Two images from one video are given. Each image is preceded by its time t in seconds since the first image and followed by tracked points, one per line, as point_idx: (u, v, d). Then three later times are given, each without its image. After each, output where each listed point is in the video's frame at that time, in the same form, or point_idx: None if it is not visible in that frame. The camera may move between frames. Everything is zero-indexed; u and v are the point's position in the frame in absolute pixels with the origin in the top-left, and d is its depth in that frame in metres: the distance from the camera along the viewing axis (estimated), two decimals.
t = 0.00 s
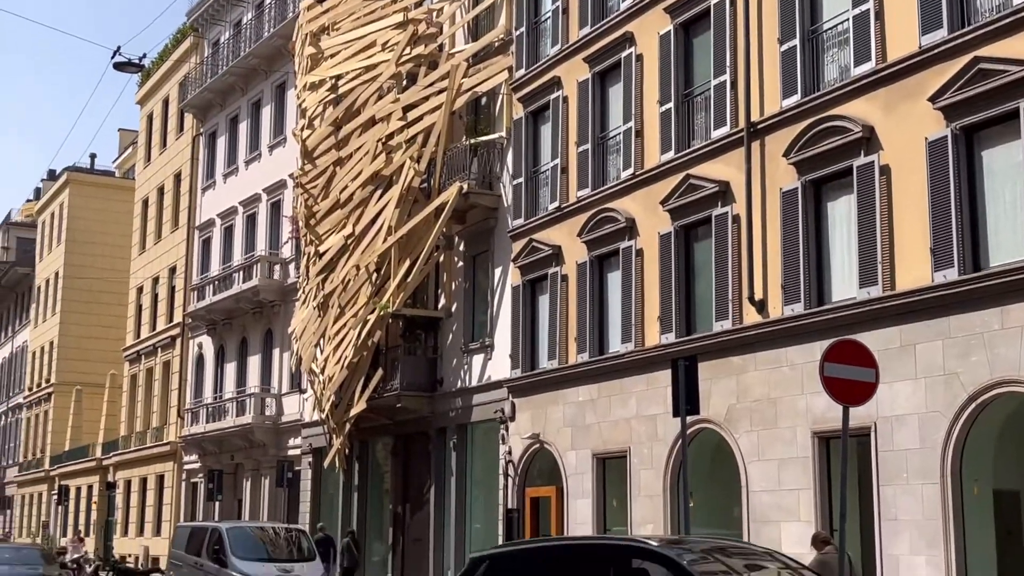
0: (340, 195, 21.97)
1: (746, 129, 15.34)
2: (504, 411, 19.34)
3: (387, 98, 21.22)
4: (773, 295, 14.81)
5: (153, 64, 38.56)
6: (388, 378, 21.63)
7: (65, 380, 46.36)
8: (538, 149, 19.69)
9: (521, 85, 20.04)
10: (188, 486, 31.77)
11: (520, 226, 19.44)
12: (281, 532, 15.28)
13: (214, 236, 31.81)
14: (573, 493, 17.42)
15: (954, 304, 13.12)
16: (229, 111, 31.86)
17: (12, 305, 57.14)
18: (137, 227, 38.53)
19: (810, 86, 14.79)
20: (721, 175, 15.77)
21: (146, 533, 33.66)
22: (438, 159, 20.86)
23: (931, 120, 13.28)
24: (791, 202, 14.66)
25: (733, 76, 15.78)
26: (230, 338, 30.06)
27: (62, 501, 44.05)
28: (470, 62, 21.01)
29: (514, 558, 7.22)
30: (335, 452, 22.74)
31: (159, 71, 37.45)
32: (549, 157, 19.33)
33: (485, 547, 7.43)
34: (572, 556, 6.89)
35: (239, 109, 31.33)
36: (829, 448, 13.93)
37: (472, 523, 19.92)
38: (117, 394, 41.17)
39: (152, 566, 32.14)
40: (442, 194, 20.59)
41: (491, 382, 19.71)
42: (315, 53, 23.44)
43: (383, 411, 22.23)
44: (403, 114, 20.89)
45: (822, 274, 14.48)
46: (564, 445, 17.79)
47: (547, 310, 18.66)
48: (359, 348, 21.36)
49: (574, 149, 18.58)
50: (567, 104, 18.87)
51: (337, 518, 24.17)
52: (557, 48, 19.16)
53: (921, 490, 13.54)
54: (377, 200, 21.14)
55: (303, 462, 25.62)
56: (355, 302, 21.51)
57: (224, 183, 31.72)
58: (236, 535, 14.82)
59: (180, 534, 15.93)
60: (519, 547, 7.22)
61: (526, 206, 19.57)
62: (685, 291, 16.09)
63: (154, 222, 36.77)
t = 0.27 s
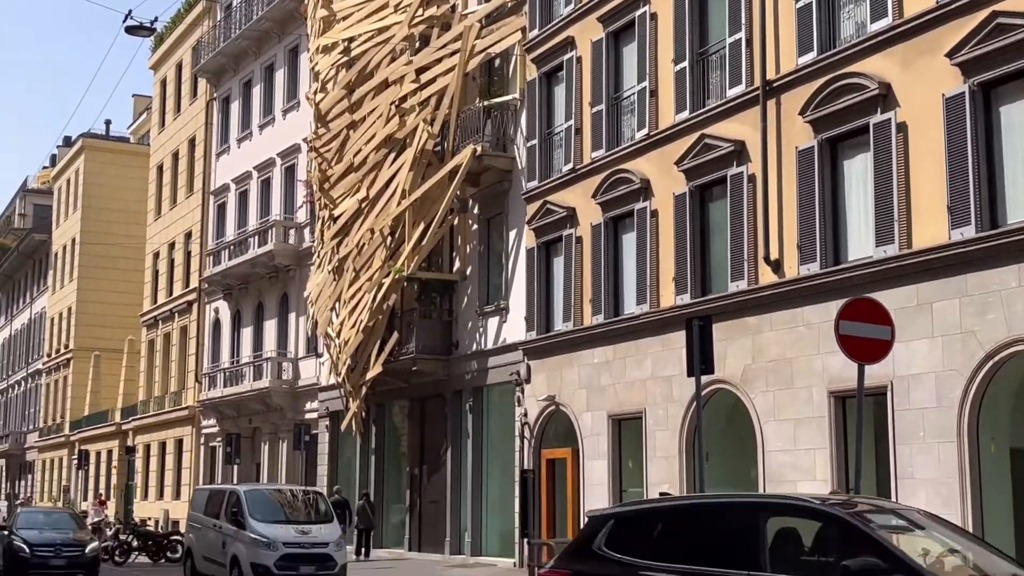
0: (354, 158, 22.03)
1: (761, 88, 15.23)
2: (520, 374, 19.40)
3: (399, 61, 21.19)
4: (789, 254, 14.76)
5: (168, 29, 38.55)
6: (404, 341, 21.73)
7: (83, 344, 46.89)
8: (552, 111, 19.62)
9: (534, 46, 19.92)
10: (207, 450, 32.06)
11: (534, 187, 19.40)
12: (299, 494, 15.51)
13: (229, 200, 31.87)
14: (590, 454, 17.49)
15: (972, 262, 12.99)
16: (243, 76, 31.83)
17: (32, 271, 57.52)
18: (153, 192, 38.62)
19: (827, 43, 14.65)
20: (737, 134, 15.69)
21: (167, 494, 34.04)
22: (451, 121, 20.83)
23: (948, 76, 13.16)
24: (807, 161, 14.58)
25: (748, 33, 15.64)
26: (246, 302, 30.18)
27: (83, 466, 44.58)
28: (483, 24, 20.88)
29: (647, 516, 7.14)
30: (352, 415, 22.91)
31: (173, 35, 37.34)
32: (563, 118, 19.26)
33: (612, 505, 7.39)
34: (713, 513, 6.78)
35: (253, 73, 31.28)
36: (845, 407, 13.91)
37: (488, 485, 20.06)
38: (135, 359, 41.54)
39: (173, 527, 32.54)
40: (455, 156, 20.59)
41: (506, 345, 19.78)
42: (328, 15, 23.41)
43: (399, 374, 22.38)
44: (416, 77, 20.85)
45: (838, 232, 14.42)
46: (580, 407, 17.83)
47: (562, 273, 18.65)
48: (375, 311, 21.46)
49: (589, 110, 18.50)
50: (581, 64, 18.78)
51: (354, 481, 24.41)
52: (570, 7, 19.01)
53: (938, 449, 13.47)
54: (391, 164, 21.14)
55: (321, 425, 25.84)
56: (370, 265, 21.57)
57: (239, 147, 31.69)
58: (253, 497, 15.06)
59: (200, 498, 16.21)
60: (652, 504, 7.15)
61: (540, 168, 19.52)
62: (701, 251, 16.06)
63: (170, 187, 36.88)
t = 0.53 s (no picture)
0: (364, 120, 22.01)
1: (774, 44, 15.10)
2: (533, 334, 19.47)
3: (410, 20, 21.14)
4: (802, 211, 14.73)
5: None
6: (417, 302, 21.81)
7: (98, 309, 47.16)
8: (564, 70, 19.52)
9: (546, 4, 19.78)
10: (222, 413, 32.28)
11: (546, 147, 19.37)
12: (314, 454, 15.67)
13: (241, 163, 31.92)
14: (603, 413, 17.56)
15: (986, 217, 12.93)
16: (253, 37, 31.74)
17: (47, 237, 57.67)
18: (164, 156, 38.66)
19: None
20: (749, 90, 15.59)
21: (183, 456, 34.32)
22: (462, 82, 20.79)
23: (963, 31, 13.06)
24: (821, 118, 14.51)
25: None
26: (259, 265, 30.25)
27: (100, 429, 45.08)
28: None
29: (800, 474, 6.47)
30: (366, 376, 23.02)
31: None
32: (575, 77, 19.17)
33: (753, 463, 6.72)
34: (884, 473, 6.12)
35: (263, 34, 31.19)
36: (859, 363, 13.93)
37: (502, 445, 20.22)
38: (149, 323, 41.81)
39: (190, 488, 32.83)
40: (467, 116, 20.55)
41: (519, 305, 19.84)
42: None
43: (412, 335, 22.49)
44: (427, 37, 20.83)
45: (852, 186, 14.39)
46: (594, 367, 17.88)
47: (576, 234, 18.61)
48: (388, 272, 21.50)
49: (601, 69, 18.40)
50: (592, 21, 18.65)
51: (369, 441, 24.68)
52: None
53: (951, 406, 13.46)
54: (402, 124, 21.13)
55: (335, 386, 25.99)
56: (382, 226, 21.60)
57: (251, 109, 31.62)
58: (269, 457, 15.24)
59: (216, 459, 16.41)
60: (805, 459, 6.47)
61: (552, 126, 19.45)
62: (714, 210, 16.04)
63: (182, 150, 36.89)
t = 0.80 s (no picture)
0: (372, 84, 22.13)
1: (783, 4, 14.95)
2: (539, 297, 19.51)
3: None
4: (811, 172, 14.67)
5: None
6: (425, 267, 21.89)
7: (107, 274, 47.15)
8: (571, 32, 19.38)
9: None
10: (231, 375, 32.54)
11: (554, 111, 19.35)
12: (323, 418, 15.75)
13: (248, 129, 31.89)
14: (611, 375, 17.61)
15: (996, 177, 12.85)
16: None
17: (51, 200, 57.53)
18: (172, 120, 38.61)
19: None
20: (758, 50, 15.48)
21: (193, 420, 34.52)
22: (468, 46, 20.72)
23: None
24: (829, 79, 14.43)
25: None
26: (268, 229, 30.27)
27: (110, 394, 45.50)
28: None
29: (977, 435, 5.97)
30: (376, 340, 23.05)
31: None
32: (582, 39, 19.05)
33: (926, 423, 6.19)
34: None
35: None
36: (868, 325, 13.95)
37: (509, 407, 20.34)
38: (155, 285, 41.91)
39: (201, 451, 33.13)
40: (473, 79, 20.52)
41: (525, 268, 19.91)
42: None
43: (420, 300, 22.59)
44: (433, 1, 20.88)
45: (861, 147, 14.36)
46: (602, 330, 17.90)
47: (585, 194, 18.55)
48: (395, 238, 21.48)
49: (608, 29, 18.28)
50: None
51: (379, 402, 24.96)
52: None
53: (960, 365, 13.47)
54: (409, 87, 21.13)
55: (344, 349, 26.23)
56: (389, 190, 21.68)
57: (258, 71, 31.46)
58: (278, 420, 15.31)
59: (226, 422, 16.53)
60: (985, 418, 5.97)
61: (560, 90, 19.34)
62: (723, 171, 16.00)
63: (188, 113, 36.78)
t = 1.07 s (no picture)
0: (393, 89, 25.01)
1: (742, 21, 17.44)
2: (537, 270, 22.27)
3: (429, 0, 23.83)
4: (765, 163, 17.23)
5: None
6: (438, 245, 24.66)
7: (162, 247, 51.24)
8: (563, 43, 21.98)
9: None
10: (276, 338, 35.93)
11: (546, 112, 22.03)
12: (354, 372, 18.60)
13: (287, 128, 35.00)
14: (597, 335, 20.33)
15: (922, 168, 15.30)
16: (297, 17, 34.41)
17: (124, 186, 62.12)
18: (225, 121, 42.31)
19: None
20: (722, 61, 18.01)
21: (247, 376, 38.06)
22: (476, 56, 23.48)
23: (905, 8, 15.29)
24: (781, 84, 16.96)
25: None
26: (306, 213, 33.34)
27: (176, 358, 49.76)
28: None
29: None
30: (398, 307, 25.91)
31: None
32: (572, 50, 21.63)
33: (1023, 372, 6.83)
34: None
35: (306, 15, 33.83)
36: (812, 293, 16.52)
37: (512, 364, 23.19)
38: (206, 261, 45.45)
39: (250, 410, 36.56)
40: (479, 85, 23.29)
41: (524, 246, 22.69)
42: None
43: (436, 273, 25.44)
44: (445, 16, 23.57)
45: (808, 142, 16.91)
46: (590, 297, 20.59)
47: (574, 182, 21.32)
48: (414, 220, 24.30)
49: (594, 42, 20.89)
50: None
51: (403, 361, 27.93)
52: None
53: (890, 327, 16.04)
54: (425, 92, 23.93)
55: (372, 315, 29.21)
56: (408, 180, 24.45)
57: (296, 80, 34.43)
58: (316, 374, 18.14)
59: (273, 376, 19.48)
60: None
61: (552, 92, 22.02)
62: (691, 164, 18.60)
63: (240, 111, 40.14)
